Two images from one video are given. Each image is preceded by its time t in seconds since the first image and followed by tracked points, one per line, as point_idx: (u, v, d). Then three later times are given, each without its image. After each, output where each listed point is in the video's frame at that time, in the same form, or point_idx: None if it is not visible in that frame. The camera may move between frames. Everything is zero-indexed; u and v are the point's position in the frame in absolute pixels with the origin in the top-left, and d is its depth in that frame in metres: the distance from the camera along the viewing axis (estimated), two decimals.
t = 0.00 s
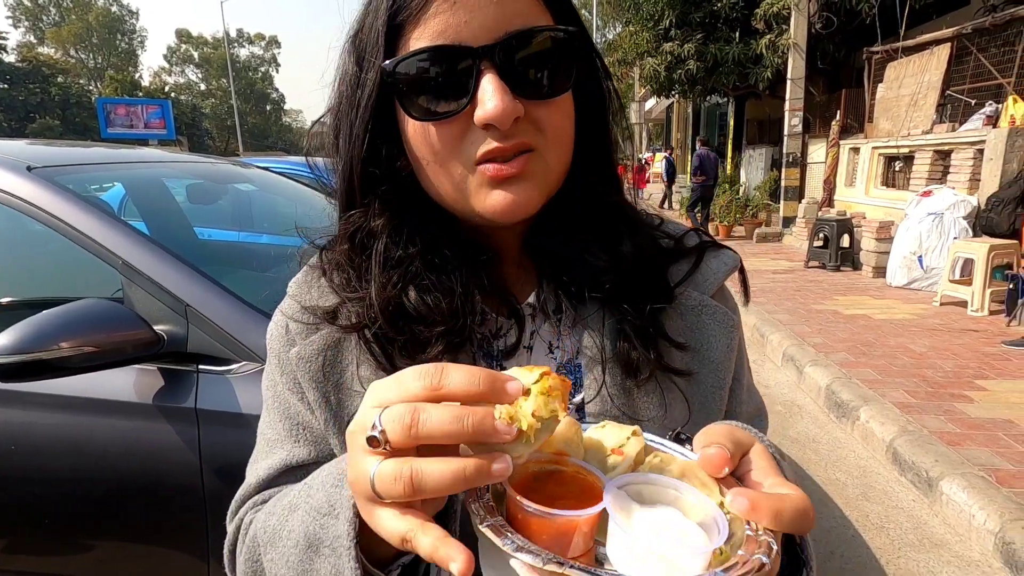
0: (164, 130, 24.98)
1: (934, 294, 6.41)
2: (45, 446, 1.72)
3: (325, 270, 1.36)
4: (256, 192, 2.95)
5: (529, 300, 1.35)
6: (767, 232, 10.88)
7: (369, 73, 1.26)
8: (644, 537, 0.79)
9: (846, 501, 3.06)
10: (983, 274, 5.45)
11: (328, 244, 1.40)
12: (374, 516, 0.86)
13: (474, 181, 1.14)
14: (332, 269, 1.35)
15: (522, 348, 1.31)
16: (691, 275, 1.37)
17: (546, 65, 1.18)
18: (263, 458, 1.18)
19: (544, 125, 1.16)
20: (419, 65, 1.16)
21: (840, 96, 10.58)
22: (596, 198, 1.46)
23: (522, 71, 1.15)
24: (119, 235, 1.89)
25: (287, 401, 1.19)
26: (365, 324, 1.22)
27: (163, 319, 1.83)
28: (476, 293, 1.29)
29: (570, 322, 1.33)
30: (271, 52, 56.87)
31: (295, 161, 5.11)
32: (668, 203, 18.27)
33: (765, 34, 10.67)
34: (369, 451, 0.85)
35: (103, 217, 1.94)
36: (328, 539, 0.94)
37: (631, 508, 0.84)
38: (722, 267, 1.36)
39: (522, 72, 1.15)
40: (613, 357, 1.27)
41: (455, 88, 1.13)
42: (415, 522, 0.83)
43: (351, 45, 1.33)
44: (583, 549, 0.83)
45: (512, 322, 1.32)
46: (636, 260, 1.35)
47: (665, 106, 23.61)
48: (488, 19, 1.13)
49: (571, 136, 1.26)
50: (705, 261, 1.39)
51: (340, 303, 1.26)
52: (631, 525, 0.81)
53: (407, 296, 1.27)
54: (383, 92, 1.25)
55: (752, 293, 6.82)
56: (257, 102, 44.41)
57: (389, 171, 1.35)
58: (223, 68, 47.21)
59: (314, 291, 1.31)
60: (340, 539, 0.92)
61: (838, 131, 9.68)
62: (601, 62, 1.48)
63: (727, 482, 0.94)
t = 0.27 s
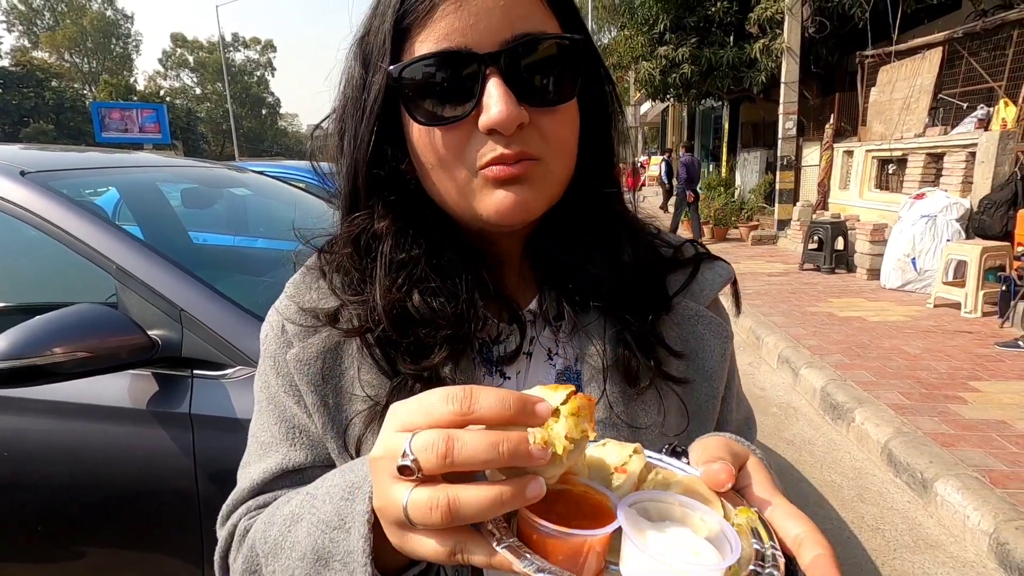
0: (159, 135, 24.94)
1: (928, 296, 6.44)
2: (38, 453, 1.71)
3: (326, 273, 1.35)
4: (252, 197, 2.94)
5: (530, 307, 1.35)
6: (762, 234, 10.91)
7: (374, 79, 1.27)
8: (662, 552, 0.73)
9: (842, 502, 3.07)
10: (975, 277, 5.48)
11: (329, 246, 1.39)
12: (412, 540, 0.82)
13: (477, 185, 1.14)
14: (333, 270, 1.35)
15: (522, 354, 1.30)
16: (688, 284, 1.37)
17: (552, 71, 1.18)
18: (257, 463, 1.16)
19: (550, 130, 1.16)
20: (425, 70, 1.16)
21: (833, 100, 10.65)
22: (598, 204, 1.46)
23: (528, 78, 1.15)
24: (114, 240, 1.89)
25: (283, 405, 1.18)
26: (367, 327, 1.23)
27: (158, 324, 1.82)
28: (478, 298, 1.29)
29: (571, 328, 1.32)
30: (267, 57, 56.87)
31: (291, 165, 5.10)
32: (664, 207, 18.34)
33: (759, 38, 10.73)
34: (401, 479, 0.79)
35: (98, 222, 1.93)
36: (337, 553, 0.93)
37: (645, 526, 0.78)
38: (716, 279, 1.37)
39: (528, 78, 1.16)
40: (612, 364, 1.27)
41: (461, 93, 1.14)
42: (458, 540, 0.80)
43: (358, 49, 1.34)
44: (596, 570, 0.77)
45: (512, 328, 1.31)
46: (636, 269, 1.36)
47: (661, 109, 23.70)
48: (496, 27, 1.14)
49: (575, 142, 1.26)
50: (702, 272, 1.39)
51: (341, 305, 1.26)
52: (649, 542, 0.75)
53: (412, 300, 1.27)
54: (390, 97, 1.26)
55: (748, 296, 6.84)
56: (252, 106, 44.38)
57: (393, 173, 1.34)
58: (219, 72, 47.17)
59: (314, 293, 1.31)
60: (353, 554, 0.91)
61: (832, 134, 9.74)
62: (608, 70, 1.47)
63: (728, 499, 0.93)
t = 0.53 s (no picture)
0: (150, 143, 24.85)
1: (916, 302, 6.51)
2: (27, 464, 1.70)
3: (322, 274, 1.35)
4: (245, 206, 2.94)
5: (519, 314, 1.35)
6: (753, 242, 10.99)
7: (382, 83, 1.28)
8: None
9: (834, 508, 3.08)
10: (962, 282, 5.55)
11: (325, 246, 1.39)
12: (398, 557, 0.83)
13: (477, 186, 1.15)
14: (330, 270, 1.35)
15: (509, 358, 1.30)
16: (676, 295, 1.39)
17: (553, 82, 1.19)
18: (243, 462, 1.17)
19: (548, 137, 1.18)
20: (430, 73, 1.17)
21: (821, 109, 10.79)
22: (592, 212, 1.47)
23: (531, 85, 1.16)
24: (104, 250, 1.88)
25: (271, 406, 1.19)
26: (356, 324, 1.23)
27: (148, 334, 1.81)
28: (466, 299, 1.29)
29: (560, 336, 1.33)
30: (259, 66, 56.91)
31: (284, 174, 5.10)
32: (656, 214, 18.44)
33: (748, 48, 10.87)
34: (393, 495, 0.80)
35: (88, 232, 1.93)
36: (322, 559, 0.93)
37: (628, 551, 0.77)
38: (703, 292, 1.39)
39: (530, 87, 1.17)
40: (598, 370, 1.27)
41: (466, 96, 1.15)
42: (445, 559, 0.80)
43: (367, 49, 1.34)
44: None
45: (500, 333, 1.31)
46: (630, 278, 1.37)
47: (652, 118, 23.89)
48: (504, 36, 1.16)
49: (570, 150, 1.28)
50: (690, 284, 1.41)
51: (332, 305, 1.27)
52: (632, 570, 0.73)
53: (402, 299, 1.27)
54: (399, 93, 1.25)
55: (739, 303, 6.89)
56: (244, 115, 44.31)
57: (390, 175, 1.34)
58: (210, 81, 47.12)
59: (306, 296, 1.31)
60: (337, 559, 0.91)
61: (820, 142, 9.86)
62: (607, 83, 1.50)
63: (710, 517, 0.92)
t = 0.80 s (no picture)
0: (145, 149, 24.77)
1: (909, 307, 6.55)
2: (20, 473, 1.69)
3: (301, 289, 1.38)
4: (239, 213, 2.93)
5: (486, 307, 1.36)
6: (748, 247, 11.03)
7: (346, 106, 1.29)
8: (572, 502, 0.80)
9: (829, 513, 3.09)
10: (955, 287, 5.59)
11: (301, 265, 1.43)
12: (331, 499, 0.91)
13: (447, 200, 1.17)
14: (304, 287, 1.38)
15: (482, 351, 1.31)
16: (641, 274, 1.39)
17: (504, 100, 1.21)
18: (240, 473, 1.20)
19: (509, 150, 1.20)
20: (389, 96, 1.18)
21: (814, 116, 10.87)
22: (554, 219, 1.48)
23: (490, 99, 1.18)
24: (98, 257, 1.87)
25: (261, 417, 1.22)
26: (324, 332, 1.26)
27: (143, 341, 1.81)
28: (435, 301, 1.31)
29: (529, 321, 1.32)
30: (254, 73, 56.92)
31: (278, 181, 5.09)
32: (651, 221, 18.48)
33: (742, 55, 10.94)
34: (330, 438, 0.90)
35: (81, 238, 1.92)
36: (285, 526, 0.99)
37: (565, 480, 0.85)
38: (668, 269, 1.38)
39: (483, 103, 1.18)
40: (565, 349, 1.28)
41: (426, 116, 1.16)
42: (369, 501, 0.89)
43: (328, 74, 1.35)
44: (523, 523, 0.83)
45: (470, 331, 1.32)
46: (587, 261, 1.38)
47: (647, 125, 23.99)
48: (459, 58, 1.18)
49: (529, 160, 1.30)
50: (654, 263, 1.41)
51: (306, 319, 1.30)
52: (563, 493, 0.82)
53: (363, 310, 1.29)
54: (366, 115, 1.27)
55: (734, 308, 6.91)
56: (239, 121, 44.26)
57: (360, 196, 1.36)
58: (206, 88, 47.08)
59: (291, 312, 1.36)
60: (295, 523, 0.97)
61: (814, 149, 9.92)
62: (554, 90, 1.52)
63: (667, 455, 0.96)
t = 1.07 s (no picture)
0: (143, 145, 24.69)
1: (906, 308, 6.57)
2: (18, 471, 1.69)
3: (300, 305, 1.41)
4: (238, 211, 2.93)
5: (479, 316, 1.38)
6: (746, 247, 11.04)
7: (341, 137, 1.30)
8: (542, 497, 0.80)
9: (825, 513, 3.11)
10: (952, 289, 5.61)
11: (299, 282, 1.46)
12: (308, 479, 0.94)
13: (434, 236, 1.19)
14: (305, 306, 1.41)
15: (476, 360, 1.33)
16: (632, 278, 1.39)
17: (494, 132, 1.20)
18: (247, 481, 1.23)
19: (497, 188, 1.21)
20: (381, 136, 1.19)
21: (813, 117, 10.88)
22: (546, 237, 1.47)
23: (478, 139, 1.19)
24: (96, 255, 1.87)
25: (269, 426, 1.26)
26: (323, 350, 1.29)
27: (141, 340, 1.81)
28: (430, 314, 1.35)
29: (522, 327, 1.34)
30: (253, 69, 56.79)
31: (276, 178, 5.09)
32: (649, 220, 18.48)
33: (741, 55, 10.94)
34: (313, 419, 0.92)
35: (80, 236, 1.92)
36: (277, 521, 1.01)
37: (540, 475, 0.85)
38: (661, 272, 1.39)
39: (472, 139, 1.18)
40: (557, 353, 1.29)
41: (416, 155, 1.17)
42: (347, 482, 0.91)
43: (322, 103, 1.36)
44: (499, 519, 0.85)
45: (465, 337, 1.36)
46: (574, 272, 1.38)
47: (646, 124, 24.00)
48: (447, 96, 1.17)
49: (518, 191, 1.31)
50: (647, 268, 1.41)
51: (307, 336, 1.33)
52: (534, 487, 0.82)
53: (363, 328, 1.32)
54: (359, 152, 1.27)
55: (732, 308, 6.92)
56: (238, 118, 44.15)
57: (354, 221, 1.36)
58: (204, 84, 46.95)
59: (297, 328, 1.40)
60: (285, 516, 0.99)
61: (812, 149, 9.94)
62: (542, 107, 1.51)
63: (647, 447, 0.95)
